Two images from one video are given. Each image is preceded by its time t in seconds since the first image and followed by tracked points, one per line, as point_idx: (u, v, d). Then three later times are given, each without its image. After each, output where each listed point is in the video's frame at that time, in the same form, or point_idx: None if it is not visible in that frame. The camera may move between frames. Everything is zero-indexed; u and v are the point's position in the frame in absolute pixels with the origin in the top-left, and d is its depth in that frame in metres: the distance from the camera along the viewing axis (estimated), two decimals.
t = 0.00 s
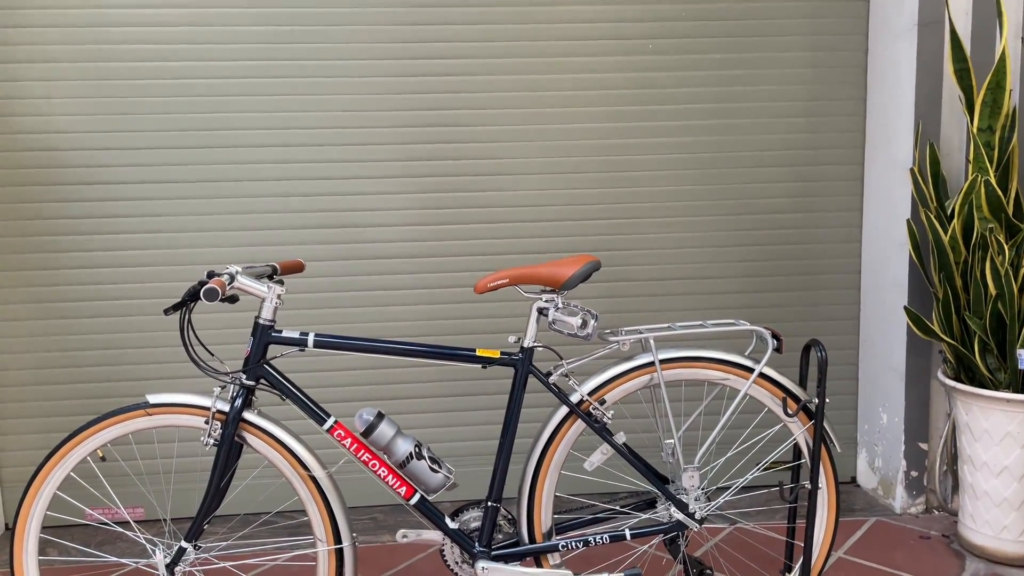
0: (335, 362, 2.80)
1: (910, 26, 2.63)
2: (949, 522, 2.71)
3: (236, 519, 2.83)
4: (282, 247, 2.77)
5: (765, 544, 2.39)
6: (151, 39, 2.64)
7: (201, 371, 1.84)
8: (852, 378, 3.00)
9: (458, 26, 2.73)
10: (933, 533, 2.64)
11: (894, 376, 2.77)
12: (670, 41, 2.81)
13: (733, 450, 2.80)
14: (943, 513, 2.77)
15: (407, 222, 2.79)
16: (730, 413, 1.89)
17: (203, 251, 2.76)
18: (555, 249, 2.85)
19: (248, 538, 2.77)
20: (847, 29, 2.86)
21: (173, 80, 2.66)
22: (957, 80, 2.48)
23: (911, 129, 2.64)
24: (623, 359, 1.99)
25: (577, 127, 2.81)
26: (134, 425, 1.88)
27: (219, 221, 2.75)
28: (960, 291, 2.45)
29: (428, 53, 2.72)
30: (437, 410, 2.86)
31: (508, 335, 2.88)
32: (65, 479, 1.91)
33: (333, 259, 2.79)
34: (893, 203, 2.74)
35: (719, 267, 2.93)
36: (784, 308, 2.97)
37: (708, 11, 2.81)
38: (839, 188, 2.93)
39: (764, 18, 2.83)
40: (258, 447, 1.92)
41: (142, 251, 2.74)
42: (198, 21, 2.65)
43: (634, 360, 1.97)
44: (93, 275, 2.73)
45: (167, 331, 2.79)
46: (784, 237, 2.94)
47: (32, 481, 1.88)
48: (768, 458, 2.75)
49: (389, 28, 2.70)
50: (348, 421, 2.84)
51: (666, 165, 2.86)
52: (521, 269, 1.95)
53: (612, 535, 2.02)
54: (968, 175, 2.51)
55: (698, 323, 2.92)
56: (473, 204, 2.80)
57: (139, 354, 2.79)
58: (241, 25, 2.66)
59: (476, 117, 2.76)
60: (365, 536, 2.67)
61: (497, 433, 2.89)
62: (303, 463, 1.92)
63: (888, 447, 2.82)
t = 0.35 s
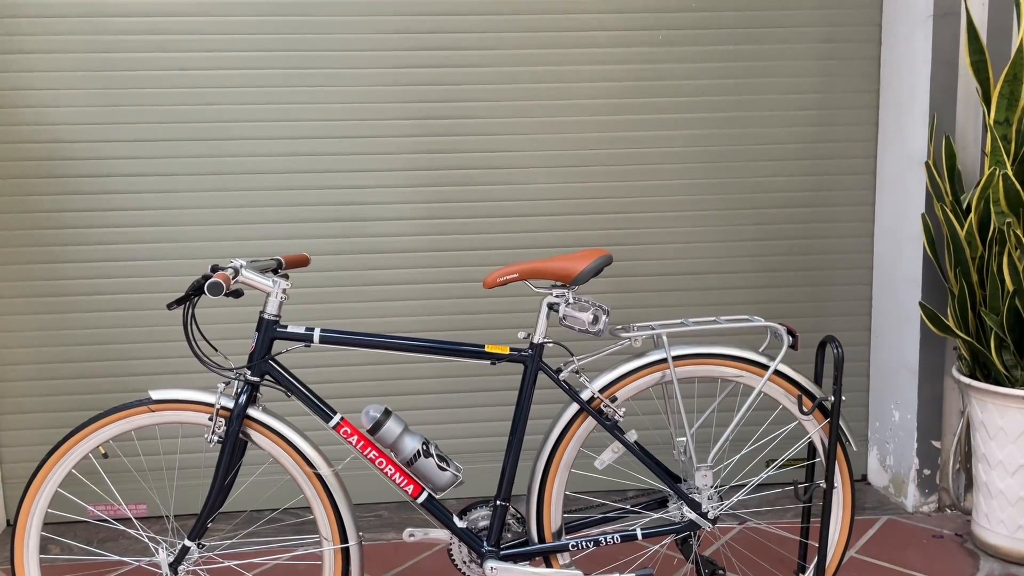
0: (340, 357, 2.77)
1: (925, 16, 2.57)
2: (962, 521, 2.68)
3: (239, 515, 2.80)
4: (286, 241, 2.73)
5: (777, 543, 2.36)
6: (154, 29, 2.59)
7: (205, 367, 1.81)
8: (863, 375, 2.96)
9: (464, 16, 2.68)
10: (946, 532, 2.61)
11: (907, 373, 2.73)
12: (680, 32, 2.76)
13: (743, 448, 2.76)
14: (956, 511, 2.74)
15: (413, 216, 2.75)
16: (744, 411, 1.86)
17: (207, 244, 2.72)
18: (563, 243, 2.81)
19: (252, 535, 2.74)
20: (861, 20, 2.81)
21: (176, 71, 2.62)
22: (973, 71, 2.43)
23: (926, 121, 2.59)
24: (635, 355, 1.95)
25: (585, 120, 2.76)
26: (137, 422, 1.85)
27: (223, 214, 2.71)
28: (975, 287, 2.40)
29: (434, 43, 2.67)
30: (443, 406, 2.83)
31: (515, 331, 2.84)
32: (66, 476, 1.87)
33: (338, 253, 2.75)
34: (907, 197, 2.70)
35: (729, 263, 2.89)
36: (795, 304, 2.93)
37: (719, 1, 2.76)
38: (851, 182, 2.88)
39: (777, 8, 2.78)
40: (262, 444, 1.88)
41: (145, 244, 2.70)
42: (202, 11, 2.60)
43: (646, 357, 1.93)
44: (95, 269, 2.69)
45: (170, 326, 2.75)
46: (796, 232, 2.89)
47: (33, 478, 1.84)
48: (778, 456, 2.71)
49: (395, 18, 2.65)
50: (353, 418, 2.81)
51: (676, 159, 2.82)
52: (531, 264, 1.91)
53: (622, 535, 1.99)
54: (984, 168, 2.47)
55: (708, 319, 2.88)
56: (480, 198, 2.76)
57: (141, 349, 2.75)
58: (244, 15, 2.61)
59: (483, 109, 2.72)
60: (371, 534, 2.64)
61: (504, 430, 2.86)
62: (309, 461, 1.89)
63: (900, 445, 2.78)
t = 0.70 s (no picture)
0: (344, 356, 2.73)
1: (940, 11, 2.53)
2: (975, 523, 2.64)
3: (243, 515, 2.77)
4: (290, 238, 2.70)
5: (788, 546, 2.33)
6: (156, 23, 2.55)
7: (210, 367, 1.78)
8: (874, 374, 2.92)
9: (470, 10, 2.63)
10: (959, 534, 2.57)
11: (920, 373, 2.69)
12: (690, 27, 2.71)
13: (753, 448, 2.73)
14: (968, 513, 2.70)
15: (418, 213, 2.71)
16: (758, 412, 1.82)
17: (210, 242, 2.68)
18: (570, 241, 2.77)
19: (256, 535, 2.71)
20: (873, 14, 2.76)
21: (178, 66, 2.58)
22: (990, 66, 2.38)
23: (940, 117, 2.54)
24: (647, 356, 1.92)
25: (593, 116, 2.72)
26: (140, 422, 1.82)
27: (227, 211, 2.67)
28: (991, 286, 2.36)
29: (439, 38, 2.63)
30: (449, 405, 2.79)
31: (521, 330, 2.81)
32: (68, 477, 1.84)
33: (342, 251, 2.72)
34: (920, 194, 2.65)
35: (739, 261, 2.85)
36: (805, 303, 2.89)
37: None
38: (864, 179, 2.84)
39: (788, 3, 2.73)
40: (267, 445, 1.85)
41: (147, 241, 2.66)
42: (204, 5, 2.56)
43: (658, 357, 1.90)
44: (97, 267, 2.66)
45: (173, 324, 2.72)
46: (807, 229, 2.85)
47: (35, 480, 1.81)
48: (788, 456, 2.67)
49: (399, 12, 2.61)
50: (358, 417, 2.78)
51: (685, 155, 2.77)
52: (540, 262, 1.88)
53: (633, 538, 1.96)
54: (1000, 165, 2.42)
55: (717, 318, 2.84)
56: (486, 195, 2.72)
57: (144, 347, 2.72)
58: (246, 8, 2.57)
59: (489, 105, 2.68)
60: (377, 534, 2.61)
61: (510, 430, 2.82)
62: (315, 462, 1.86)
63: (912, 445, 2.75)
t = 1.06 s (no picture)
0: (348, 358, 2.72)
1: (947, 11, 2.51)
2: (982, 527, 2.62)
3: (246, 517, 2.76)
4: (294, 239, 2.69)
5: (794, 549, 2.32)
6: (158, 25, 2.54)
7: (213, 370, 1.77)
8: (881, 376, 2.91)
9: (473, 11, 2.62)
10: (966, 538, 2.55)
11: (926, 375, 2.67)
12: (695, 27, 2.70)
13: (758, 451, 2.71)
14: (975, 516, 2.69)
15: (422, 215, 2.70)
16: (765, 417, 1.81)
17: (213, 243, 2.68)
18: (575, 243, 2.76)
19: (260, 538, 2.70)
20: (880, 14, 2.74)
21: (181, 68, 2.57)
22: (997, 67, 2.37)
23: (948, 118, 2.52)
24: (653, 359, 1.90)
25: (598, 117, 2.70)
26: (143, 426, 1.81)
27: (230, 213, 2.66)
28: (999, 288, 2.34)
29: (443, 39, 2.62)
30: (453, 407, 2.78)
31: (525, 332, 2.79)
32: (71, 480, 1.84)
33: (345, 252, 2.71)
34: (927, 195, 2.64)
35: (744, 262, 2.83)
36: (811, 305, 2.87)
37: None
38: (870, 180, 2.82)
39: (794, 3, 2.72)
40: (271, 448, 1.84)
41: (150, 243, 2.66)
42: (206, 6, 2.55)
43: (664, 360, 1.88)
44: (100, 268, 2.65)
45: (176, 326, 2.72)
46: (813, 231, 2.84)
47: (38, 483, 1.81)
48: (794, 459, 2.66)
49: (403, 13, 2.59)
50: (362, 419, 2.77)
51: (690, 156, 2.76)
52: (545, 265, 1.87)
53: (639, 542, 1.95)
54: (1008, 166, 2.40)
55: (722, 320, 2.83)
56: (490, 196, 2.71)
57: (147, 349, 2.72)
58: (249, 9, 2.56)
59: (493, 106, 2.66)
60: (380, 537, 2.60)
61: (514, 432, 2.81)
62: (318, 466, 1.85)
63: (919, 448, 2.73)
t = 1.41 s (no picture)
0: (348, 358, 2.74)
1: (944, 12, 2.52)
2: (979, 526, 2.63)
3: (247, 517, 2.78)
4: (294, 240, 2.70)
5: (791, 549, 2.33)
6: (160, 27, 2.56)
7: (213, 370, 1.78)
8: (879, 376, 2.91)
9: (474, 13, 2.64)
10: (963, 537, 2.56)
11: (924, 375, 2.68)
12: (693, 29, 2.71)
13: (756, 451, 2.73)
14: (973, 516, 2.69)
15: (422, 216, 2.72)
16: (761, 416, 1.82)
17: (214, 244, 2.69)
18: (574, 243, 2.77)
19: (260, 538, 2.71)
20: (878, 16, 2.75)
21: (183, 70, 2.59)
22: (994, 68, 2.38)
23: (944, 118, 2.53)
24: (649, 359, 1.91)
25: (596, 118, 2.72)
26: (143, 426, 1.82)
27: (232, 214, 2.68)
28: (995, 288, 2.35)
29: (444, 41, 2.64)
30: (452, 408, 2.80)
31: (525, 332, 2.81)
32: (72, 480, 1.85)
33: (346, 253, 2.72)
34: (924, 196, 2.65)
35: (743, 263, 2.84)
36: (810, 305, 2.88)
37: None
38: (868, 181, 2.83)
39: (791, 4, 2.73)
40: (270, 448, 1.85)
41: (152, 244, 2.67)
42: (208, 8, 2.57)
43: (661, 360, 1.89)
44: (102, 269, 2.67)
45: (177, 327, 2.73)
46: (810, 231, 2.85)
47: (40, 482, 1.82)
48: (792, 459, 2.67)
49: (404, 15, 2.61)
50: (362, 419, 2.78)
51: (688, 157, 2.77)
52: (543, 266, 1.88)
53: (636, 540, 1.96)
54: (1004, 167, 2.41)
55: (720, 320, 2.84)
56: (490, 197, 2.72)
57: (148, 350, 2.73)
58: (252, 12, 2.58)
59: (492, 107, 2.68)
60: (380, 537, 2.61)
61: (514, 432, 2.82)
62: (317, 465, 1.86)
63: (917, 448, 2.74)
